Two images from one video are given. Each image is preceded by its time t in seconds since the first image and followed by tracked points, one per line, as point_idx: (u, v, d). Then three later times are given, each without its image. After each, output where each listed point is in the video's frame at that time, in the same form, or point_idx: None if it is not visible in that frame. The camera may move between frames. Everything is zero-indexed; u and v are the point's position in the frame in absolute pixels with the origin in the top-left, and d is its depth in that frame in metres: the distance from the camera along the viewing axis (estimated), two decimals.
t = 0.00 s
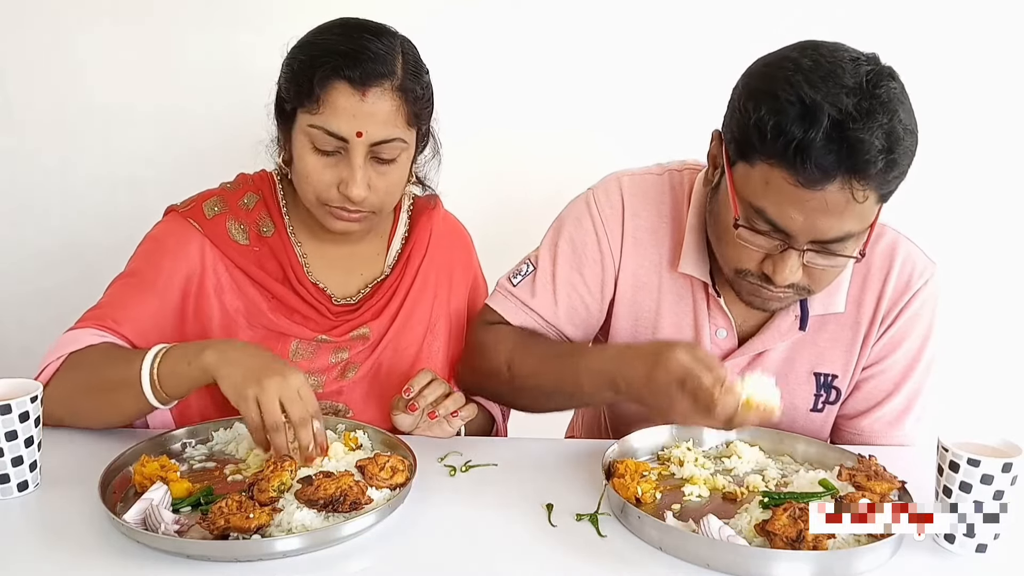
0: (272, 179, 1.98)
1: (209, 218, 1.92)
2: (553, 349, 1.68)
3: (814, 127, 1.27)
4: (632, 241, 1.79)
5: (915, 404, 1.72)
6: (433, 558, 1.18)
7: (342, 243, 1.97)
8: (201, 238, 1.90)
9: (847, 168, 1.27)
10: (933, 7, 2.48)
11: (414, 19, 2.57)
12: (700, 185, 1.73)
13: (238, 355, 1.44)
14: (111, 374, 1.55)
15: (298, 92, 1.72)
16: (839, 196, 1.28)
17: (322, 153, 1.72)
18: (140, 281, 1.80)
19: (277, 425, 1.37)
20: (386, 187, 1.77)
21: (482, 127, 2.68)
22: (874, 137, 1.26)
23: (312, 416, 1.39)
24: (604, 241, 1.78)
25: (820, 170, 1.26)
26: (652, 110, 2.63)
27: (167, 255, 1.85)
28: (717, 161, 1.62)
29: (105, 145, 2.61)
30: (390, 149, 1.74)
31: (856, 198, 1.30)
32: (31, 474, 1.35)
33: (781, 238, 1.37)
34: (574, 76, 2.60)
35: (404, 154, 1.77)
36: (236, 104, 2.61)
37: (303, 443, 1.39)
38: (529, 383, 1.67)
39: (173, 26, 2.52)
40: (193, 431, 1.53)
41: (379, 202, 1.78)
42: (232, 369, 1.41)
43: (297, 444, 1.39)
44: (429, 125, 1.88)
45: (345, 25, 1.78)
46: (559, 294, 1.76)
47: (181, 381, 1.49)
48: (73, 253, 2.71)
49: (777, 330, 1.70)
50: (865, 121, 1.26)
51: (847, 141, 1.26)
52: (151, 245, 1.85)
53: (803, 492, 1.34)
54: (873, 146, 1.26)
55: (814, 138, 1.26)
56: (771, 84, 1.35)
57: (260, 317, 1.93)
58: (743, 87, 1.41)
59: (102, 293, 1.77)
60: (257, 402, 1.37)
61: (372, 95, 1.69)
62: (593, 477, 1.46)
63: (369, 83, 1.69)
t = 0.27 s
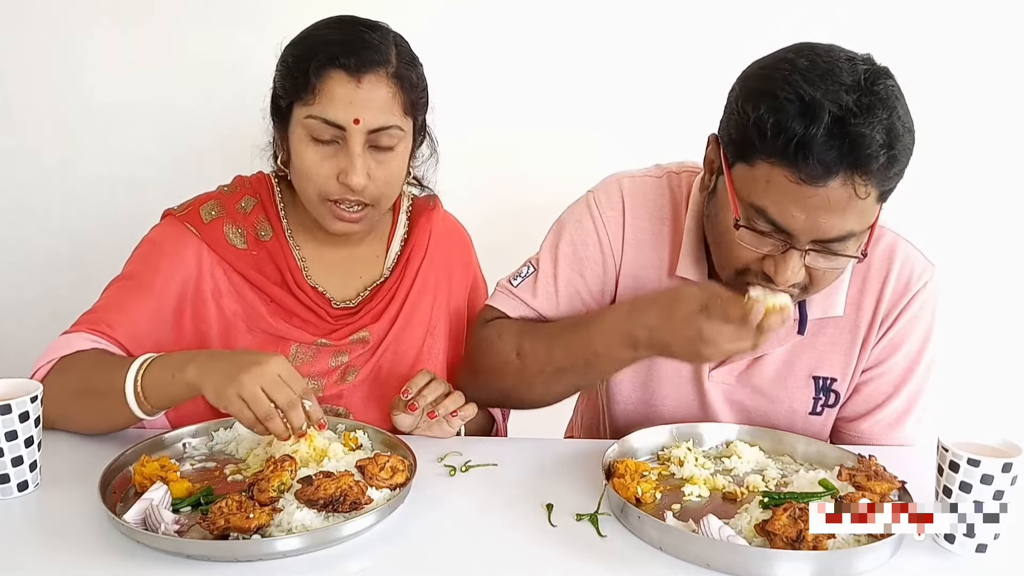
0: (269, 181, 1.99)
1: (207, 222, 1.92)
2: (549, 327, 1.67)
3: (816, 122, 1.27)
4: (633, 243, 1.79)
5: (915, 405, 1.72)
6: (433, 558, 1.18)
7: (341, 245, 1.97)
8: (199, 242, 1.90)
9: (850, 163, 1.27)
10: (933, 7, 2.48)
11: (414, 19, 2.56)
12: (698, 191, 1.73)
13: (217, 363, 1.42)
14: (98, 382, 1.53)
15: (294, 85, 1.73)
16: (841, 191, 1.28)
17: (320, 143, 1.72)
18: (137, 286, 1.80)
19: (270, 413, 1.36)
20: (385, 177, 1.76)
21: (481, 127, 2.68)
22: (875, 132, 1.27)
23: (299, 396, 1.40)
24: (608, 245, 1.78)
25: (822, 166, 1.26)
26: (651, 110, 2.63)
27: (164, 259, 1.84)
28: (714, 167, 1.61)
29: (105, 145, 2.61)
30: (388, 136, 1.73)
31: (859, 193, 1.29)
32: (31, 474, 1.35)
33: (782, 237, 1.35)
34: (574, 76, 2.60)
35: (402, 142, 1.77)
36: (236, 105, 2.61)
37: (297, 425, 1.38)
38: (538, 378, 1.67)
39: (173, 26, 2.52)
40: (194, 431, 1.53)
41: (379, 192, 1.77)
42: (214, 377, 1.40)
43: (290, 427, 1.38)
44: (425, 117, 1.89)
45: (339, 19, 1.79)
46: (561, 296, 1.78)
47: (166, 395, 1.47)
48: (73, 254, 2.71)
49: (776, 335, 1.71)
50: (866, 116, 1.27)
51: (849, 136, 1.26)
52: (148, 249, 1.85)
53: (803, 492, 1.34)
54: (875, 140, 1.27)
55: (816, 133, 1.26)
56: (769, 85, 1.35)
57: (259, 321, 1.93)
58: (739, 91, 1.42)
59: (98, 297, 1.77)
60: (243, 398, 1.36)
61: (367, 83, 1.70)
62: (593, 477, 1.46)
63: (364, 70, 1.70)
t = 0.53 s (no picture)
0: (267, 184, 1.99)
1: (203, 227, 1.92)
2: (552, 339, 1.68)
3: (807, 124, 1.27)
4: (634, 244, 1.79)
5: (915, 405, 1.72)
6: (434, 558, 1.18)
7: (340, 248, 1.98)
8: (195, 247, 1.90)
9: (839, 167, 1.26)
10: (933, 7, 2.48)
11: (414, 19, 2.56)
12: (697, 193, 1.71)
13: (200, 355, 1.42)
14: (90, 379, 1.54)
15: (288, 67, 1.76)
16: (829, 196, 1.28)
17: (317, 121, 1.75)
18: (133, 290, 1.81)
19: (253, 407, 1.36)
20: (385, 153, 1.77)
21: (481, 127, 2.68)
22: (867, 138, 1.26)
23: (283, 391, 1.39)
24: (608, 245, 1.79)
25: (811, 169, 1.26)
26: (652, 110, 2.63)
27: (159, 264, 1.85)
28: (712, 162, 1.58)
29: (105, 145, 2.61)
30: (384, 109, 1.77)
31: (847, 199, 1.29)
32: (32, 474, 1.35)
33: (769, 238, 1.36)
34: (574, 76, 2.60)
35: (398, 117, 1.80)
36: (236, 105, 2.61)
37: (279, 418, 1.38)
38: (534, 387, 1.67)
39: (173, 26, 2.52)
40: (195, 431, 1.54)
41: (379, 168, 1.77)
42: (197, 370, 1.40)
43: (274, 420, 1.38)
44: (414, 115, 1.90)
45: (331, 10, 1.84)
46: (565, 299, 1.79)
47: (157, 390, 1.48)
48: (73, 254, 2.71)
49: (776, 334, 1.70)
50: (858, 120, 1.26)
51: (840, 140, 1.26)
52: (144, 253, 1.85)
53: (803, 492, 1.34)
54: (865, 145, 1.26)
55: (806, 135, 1.26)
56: (767, 83, 1.35)
57: (257, 326, 1.93)
58: (738, 87, 1.42)
59: (94, 300, 1.78)
60: (226, 390, 1.36)
61: (361, 56, 1.74)
62: (593, 477, 1.46)
63: (357, 45, 1.74)
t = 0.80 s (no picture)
0: (269, 183, 1.99)
1: (204, 227, 1.92)
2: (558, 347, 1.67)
3: (818, 124, 1.26)
4: (633, 238, 1.78)
5: (915, 403, 1.72)
6: (433, 558, 1.18)
7: (341, 247, 1.98)
8: (196, 247, 1.90)
9: (851, 164, 1.26)
10: (933, 7, 2.48)
11: (414, 19, 2.56)
12: (700, 185, 1.73)
13: (198, 357, 1.42)
14: (89, 380, 1.54)
15: (285, 61, 1.77)
16: (842, 193, 1.28)
17: (316, 111, 1.75)
18: (134, 290, 1.81)
19: (248, 417, 1.36)
20: (385, 140, 1.77)
21: (481, 127, 2.68)
22: (877, 134, 1.26)
23: (279, 403, 1.38)
24: (607, 241, 1.78)
25: (823, 168, 1.26)
26: (651, 110, 2.63)
27: (161, 264, 1.85)
28: (717, 160, 1.61)
29: (105, 145, 2.61)
30: (382, 97, 1.77)
31: (860, 194, 1.29)
32: (31, 474, 1.35)
33: (781, 235, 1.36)
34: (574, 76, 2.60)
35: (396, 106, 1.81)
36: (236, 104, 2.61)
37: (270, 429, 1.37)
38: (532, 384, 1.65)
39: (173, 26, 2.52)
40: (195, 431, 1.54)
41: (380, 155, 1.76)
42: (196, 372, 1.40)
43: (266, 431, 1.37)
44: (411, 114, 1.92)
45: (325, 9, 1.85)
46: (565, 296, 1.77)
47: (155, 391, 1.48)
48: (73, 253, 2.71)
49: (776, 328, 1.70)
50: (868, 118, 1.26)
51: (852, 138, 1.26)
52: (145, 253, 1.85)
53: (803, 492, 1.34)
54: (876, 142, 1.26)
55: (818, 134, 1.25)
56: (773, 82, 1.34)
57: (259, 325, 1.93)
58: (742, 87, 1.42)
59: (94, 300, 1.78)
60: (222, 398, 1.36)
61: (356, 45, 1.75)
62: (593, 477, 1.46)
63: (352, 35, 1.76)
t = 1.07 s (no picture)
0: (270, 184, 1.99)
1: (206, 228, 1.92)
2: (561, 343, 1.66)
3: (833, 103, 1.28)
4: (635, 230, 1.79)
5: (914, 400, 1.72)
6: (433, 558, 1.18)
7: (342, 248, 1.98)
8: (197, 247, 1.90)
9: (866, 142, 1.28)
10: (934, 6, 2.48)
11: (414, 19, 2.56)
12: (704, 174, 1.75)
13: (202, 362, 1.42)
14: (88, 380, 1.54)
15: (286, 62, 1.77)
16: (857, 170, 1.29)
17: (316, 111, 1.75)
18: (134, 291, 1.81)
19: (257, 419, 1.36)
20: (386, 140, 1.77)
21: (481, 128, 2.68)
22: (891, 112, 1.28)
23: (288, 404, 1.38)
24: (609, 233, 1.79)
25: (839, 145, 1.28)
26: (652, 110, 2.63)
27: (162, 265, 1.85)
28: (722, 150, 1.61)
29: (105, 145, 2.61)
30: (383, 96, 1.78)
31: (874, 171, 1.31)
32: (31, 474, 1.35)
33: (797, 216, 1.36)
34: (574, 76, 2.60)
35: (397, 106, 1.81)
36: (236, 104, 2.61)
37: (281, 430, 1.37)
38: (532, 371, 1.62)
39: (173, 26, 2.52)
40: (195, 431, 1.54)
41: (382, 154, 1.76)
42: (202, 378, 1.40)
43: (275, 433, 1.37)
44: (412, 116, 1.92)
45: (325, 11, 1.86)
46: (566, 285, 1.77)
47: (156, 392, 1.48)
48: (73, 253, 2.71)
49: (776, 321, 1.69)
50: (882, 96, 1.28)
51: (867, 116, 1.28)
52: (146, 254, 1.85)
53: (804, 492, 1.34)
54: (890, 119, 1.28)
55: (834, 114, 1.27)
56: (784, 67, 1.37)
57: (260, 326, 1.93)
58: (753, 73, 1.44)
59: (95, 300, 1.79)
60: (231, 400, 1.36)
61: (356, 45, 1.76)
62: (593, 477, 1.46)
63: (352, 35, 1.76)
